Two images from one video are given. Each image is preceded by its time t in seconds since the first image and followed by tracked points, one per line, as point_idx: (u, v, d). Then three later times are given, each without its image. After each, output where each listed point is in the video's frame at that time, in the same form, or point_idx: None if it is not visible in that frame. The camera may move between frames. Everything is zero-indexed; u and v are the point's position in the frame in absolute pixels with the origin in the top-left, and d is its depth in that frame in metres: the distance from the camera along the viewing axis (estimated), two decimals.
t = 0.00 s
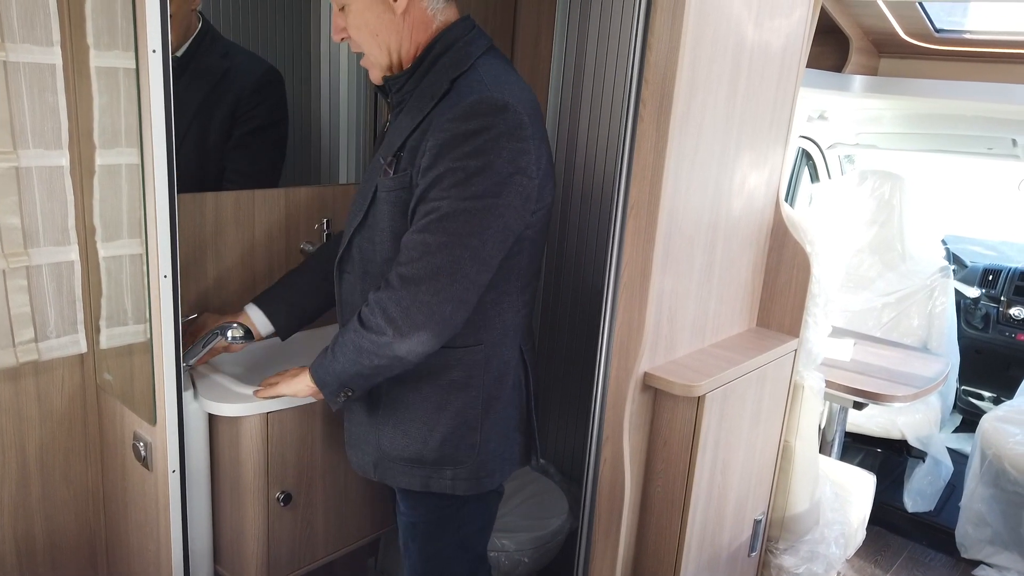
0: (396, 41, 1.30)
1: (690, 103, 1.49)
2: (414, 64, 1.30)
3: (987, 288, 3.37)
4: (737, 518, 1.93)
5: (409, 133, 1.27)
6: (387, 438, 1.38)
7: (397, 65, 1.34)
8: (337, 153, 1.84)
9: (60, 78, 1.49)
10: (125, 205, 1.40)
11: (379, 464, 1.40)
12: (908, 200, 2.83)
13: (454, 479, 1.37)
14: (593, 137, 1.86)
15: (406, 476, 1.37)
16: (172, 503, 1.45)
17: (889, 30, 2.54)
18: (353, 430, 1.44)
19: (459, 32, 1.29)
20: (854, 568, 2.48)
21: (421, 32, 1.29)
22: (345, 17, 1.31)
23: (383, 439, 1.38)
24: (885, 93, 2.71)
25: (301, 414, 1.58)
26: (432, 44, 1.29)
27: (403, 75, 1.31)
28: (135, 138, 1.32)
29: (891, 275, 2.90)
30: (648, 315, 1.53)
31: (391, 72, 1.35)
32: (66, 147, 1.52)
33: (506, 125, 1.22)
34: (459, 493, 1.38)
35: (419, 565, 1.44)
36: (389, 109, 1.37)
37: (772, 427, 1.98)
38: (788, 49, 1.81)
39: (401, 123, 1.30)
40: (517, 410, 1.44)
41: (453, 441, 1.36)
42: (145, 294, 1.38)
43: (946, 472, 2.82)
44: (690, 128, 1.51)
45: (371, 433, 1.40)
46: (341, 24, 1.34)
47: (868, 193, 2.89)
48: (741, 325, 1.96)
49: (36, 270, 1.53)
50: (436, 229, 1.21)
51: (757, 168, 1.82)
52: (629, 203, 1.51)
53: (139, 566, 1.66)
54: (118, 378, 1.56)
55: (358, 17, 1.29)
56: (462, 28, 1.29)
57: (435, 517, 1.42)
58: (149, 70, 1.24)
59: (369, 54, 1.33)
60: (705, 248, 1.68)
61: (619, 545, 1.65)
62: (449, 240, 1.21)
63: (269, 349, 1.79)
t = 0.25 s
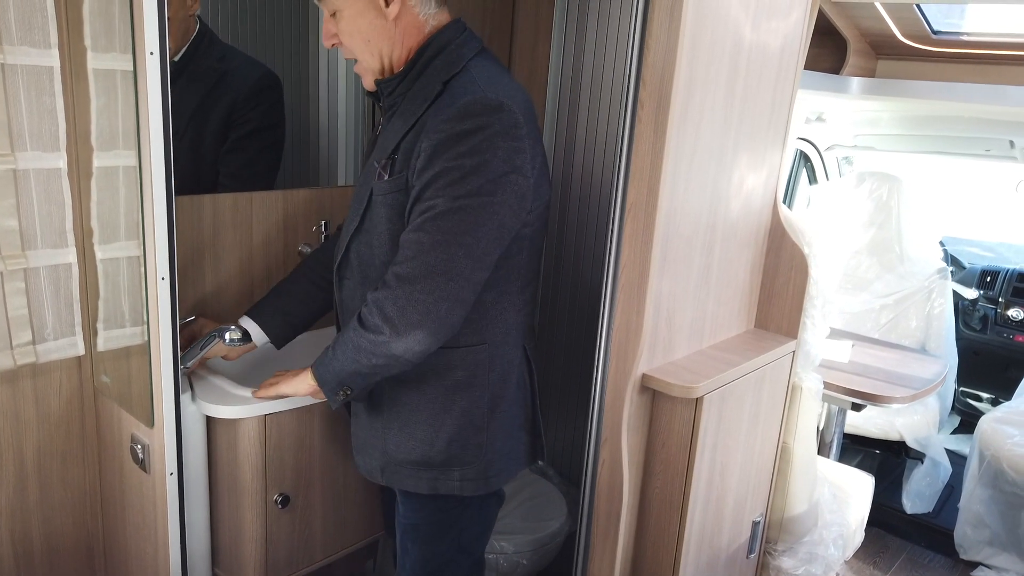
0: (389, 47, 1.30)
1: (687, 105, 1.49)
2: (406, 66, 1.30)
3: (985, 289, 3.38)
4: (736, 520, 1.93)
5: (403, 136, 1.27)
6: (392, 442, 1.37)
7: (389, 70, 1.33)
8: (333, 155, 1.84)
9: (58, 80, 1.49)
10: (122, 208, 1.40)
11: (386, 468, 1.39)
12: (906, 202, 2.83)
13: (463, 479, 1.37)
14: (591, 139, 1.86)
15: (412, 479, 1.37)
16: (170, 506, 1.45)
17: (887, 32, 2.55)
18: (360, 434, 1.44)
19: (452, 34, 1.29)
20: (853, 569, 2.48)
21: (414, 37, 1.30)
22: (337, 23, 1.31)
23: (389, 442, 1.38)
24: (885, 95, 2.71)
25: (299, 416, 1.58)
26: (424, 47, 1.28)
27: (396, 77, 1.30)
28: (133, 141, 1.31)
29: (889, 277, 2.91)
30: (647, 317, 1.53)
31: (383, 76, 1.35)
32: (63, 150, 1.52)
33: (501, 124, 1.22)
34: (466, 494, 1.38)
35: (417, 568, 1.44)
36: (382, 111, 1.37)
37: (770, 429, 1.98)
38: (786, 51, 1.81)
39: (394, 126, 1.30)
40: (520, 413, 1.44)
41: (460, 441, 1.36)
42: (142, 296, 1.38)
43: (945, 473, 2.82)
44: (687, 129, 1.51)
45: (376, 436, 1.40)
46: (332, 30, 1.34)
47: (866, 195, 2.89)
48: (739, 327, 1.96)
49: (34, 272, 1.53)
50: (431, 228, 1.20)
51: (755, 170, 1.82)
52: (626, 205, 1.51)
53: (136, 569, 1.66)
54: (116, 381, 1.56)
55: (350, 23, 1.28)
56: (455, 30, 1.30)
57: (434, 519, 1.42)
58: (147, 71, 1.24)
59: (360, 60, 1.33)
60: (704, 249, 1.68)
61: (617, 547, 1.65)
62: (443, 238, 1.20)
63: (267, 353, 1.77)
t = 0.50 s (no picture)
0: (383, 49, 1.30)
1: (685, 108, 1.49)
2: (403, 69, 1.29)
3: (984, 291, 3.39)
4: (735, 522, 1.93)
5: (400, 139, 1.28)
6: (396, 444, 1.36)
7: (384, 73, 1.33)
8: (330, 156, 1.84)
9: (57, 83, 1.49)
10: (121, 210, 1.40)
11: (388, 471, 1.37)
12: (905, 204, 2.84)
13: (465, 481, 1.37)
14: (590, 142, 1.86)
15: (414, 481, 1.36)
16: (169, 510, 1.45)
17: (885, 34, 2.55)
18: (364, 436, 1.43)
19: (448, 37, 1.29)
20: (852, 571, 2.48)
21: (409, 39, 1.29)
22: (329, 26, 1.31)
23: (392, 443, 1.36)
24: (882, 96, 2.75)
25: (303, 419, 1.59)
26: (422, 49, 1.28)
27: (393, 80, 1.30)
28: (132, 143, 1.31)
29: (888, 279, 2.91)
30: (646, 319, 1.53)
31: (375, 79, 1.35)
32: (62, 153, 1.52)
33: (499, 126, 1.22)
34: (468, 495, 1.38)
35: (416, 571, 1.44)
36: (380, 114, 1.36)
37: (769, 431, 1.98)
38: (784, 54, 1.82)
39: (391, 130, 1.30)
40: (522, 415, 1.44)
41: (462, 441, 1.35)
42: (141, 299, 1.38)
43: (944, 475, 2.82)
44: (686, 132, 1.52)
45: (379, 437, 1.39)
46: (324, 33, 1.34)
47: (865, 197, 2.90)
48: (738, 329, 1.97)
49: (32, 275, 1.53)
50: (435, 232, 1.21)
51: (753, 172, 1.82)
52: (625, 207, 1.51)
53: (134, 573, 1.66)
54: (114, 384, 1.56)
55: (344, 26, 1.28)
56: (451, 33, 1.29)
57: (433, 523, 1.42)
58: (145, 74, 1.24)
59: (352, 62, 1.33)
60: (703, 250, 1.68)
61: (616, 550, 1.65)
62: (450, 244, 1.21)
63: (274, 357, 1.78)
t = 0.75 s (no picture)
0: (379, 53, 1.29)
1: (682, 111, 1.49)
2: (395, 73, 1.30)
3: (981, 292, 3.39)
4: (733, 524, 1.93)
5: (395, 145, 1.28)
6: (391, 450, 1.37)
7: (379, 77, 1.33)
8: (329, 159, 1.84)
9: (54, 85, 1.49)
10: (119, 213, 1.40)
11: (384, 478, 1.38)
12: (902, 206, 2.85)
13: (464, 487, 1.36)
14: (587, 144, 1.86)
15: (410, 488, 1.36)
16: (167, 512, 1.44)
17: (882, 36, 2.56)
18: (362, 445, 1.43)
19: (437, 40, 1.29)
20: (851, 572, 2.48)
21: (403, 43, 1.30)
22: (324, 32, 1.30)
23: (388, 450, 1.37)
24: (881, 98, 2.72)
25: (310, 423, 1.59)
26: (412, 53, 1.29)
27: (385, 86, 1.31)
28: (130, 146, 1.31)
29: (886, 281, 2.91)
30: (644, 321, 1.53)
31: (371, 85, 1.35)
32: (59, 156, 1.52)
33: (490, 125, 1.22)
34: (467, 500, 1.37)
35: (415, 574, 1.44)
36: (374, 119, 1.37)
37: (768, 433, 1.99)
38: (781, 56, 1.82)
39: (385, 135, 1.30)
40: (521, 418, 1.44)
41: (460, 448, 1.35)
42: (139, 302, 1.38)
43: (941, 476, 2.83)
44: (683, 134, 1.52)
45: (375, 443, 1.39)
46: (318, 39, 1.33)
47: (863, 199, 2.90)
48: (736, 331, 1.97)
49: (30, 277, 1.52)
50: (439, 242, 1.20)
51: (750, 174, 1.82)
52: (623, 210, 1.51)
53: None
54: (112, 387, 1.56)
55: (338, 31, 1.28)
56: (442, 35, 1.30)
57: (431, 526, 1.41)
58: (143, 76, 1.24)
59: (347, 67, 1.33)
60: (700, 252, 1.68)
61: (614, 551, 1.65)
62: (457, 253, 1.21)
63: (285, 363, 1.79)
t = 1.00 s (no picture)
0: (366, 58, 1.30)
1: (679, 113, 1.49)
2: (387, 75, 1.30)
3: (979, 294, 3.39)
4: (732, 525, 1.93)
5: (391, 147, 1.28)
6: (396, 457, 1.36)
7: (368, 81, 1.33)
8: (324, 159, 1.85)
9: (51, 88, 1.48)
10: (116, 215, 1.40)
11: (388, 484, 1.38)
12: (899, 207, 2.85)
13: (469, 488, 1.36)
14: (585, 146, 1.86)
15: (419, 490, 1.36)
16: (164, 515, 1.44)
17: (879, 38, 2.56)
18: (358, 453, 1.41)
19: (427, 40, 1.30)
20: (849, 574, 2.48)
21: (390, 46, 1.30)
22: (310, 39, 1.30)
23: (392, 455, 1.37)
24: (875, 99, 2.72)
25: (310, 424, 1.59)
26: (404, 54, 1.29)
27: (377, 88, 1.31)
28: (127, 148, 1.31)
29: (883, 282, 2.91)
30: (642, 322, 1.53)
31: (359, 88, 1.35)
32: (56, 158, 1.52)
33: (490, 123, 1.21)
34: (476, 499, 1.37)
35: None
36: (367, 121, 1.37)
37: (766, 434, 1.99)
38: (778, 57, 1.83)
39: (380, 137, 1.30)
40: (521, 420, 1.44)
41: (465, 449, 1.35)
42: (136, 304, 1.38)
43: (939, 477, 2.83)
44: (680, 136, 1.52)
45: (376, 451, 1.38)
46: (305, 46, 1.33)
47: (859, 201, 2.90)
48: (734, 332, 1.97)
49: (27, 280, 1.52)
50: (455, 248, 1.20)
51: (748, 176, 1.82)
52: (621, 211, 1.51)
53: None
54: (109, 389, 1.56)
55: (323, 37, 1.28)
56: (433, 36, 1.30)
57: (429, 528, 1.41)
58: (140, 79, 1.24)
59: (335, 71, 1.33)
60: (698, 254, 1.68)
61: (612, 553, 1.65)
62: (473, 257, 1.21)
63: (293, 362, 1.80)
